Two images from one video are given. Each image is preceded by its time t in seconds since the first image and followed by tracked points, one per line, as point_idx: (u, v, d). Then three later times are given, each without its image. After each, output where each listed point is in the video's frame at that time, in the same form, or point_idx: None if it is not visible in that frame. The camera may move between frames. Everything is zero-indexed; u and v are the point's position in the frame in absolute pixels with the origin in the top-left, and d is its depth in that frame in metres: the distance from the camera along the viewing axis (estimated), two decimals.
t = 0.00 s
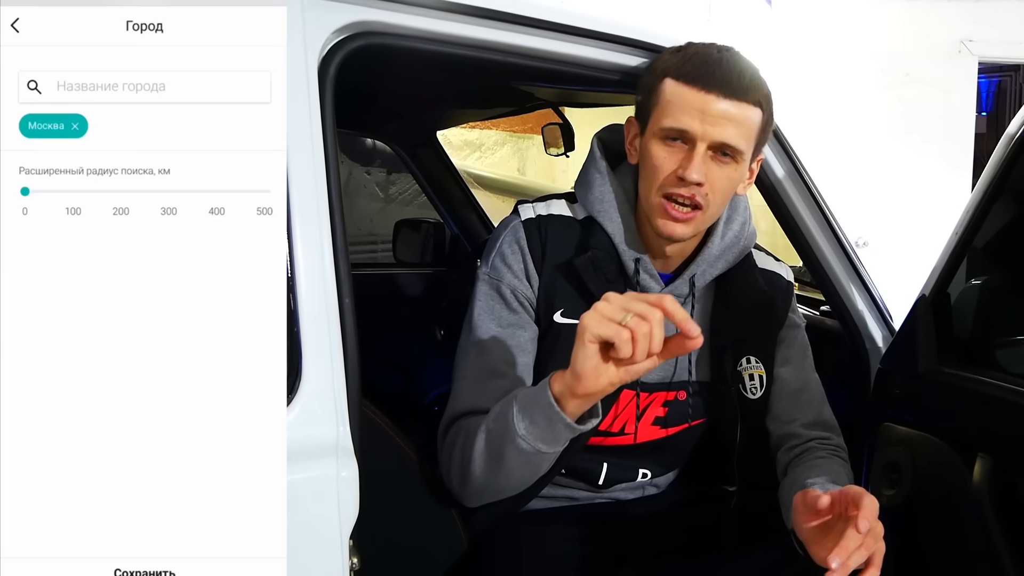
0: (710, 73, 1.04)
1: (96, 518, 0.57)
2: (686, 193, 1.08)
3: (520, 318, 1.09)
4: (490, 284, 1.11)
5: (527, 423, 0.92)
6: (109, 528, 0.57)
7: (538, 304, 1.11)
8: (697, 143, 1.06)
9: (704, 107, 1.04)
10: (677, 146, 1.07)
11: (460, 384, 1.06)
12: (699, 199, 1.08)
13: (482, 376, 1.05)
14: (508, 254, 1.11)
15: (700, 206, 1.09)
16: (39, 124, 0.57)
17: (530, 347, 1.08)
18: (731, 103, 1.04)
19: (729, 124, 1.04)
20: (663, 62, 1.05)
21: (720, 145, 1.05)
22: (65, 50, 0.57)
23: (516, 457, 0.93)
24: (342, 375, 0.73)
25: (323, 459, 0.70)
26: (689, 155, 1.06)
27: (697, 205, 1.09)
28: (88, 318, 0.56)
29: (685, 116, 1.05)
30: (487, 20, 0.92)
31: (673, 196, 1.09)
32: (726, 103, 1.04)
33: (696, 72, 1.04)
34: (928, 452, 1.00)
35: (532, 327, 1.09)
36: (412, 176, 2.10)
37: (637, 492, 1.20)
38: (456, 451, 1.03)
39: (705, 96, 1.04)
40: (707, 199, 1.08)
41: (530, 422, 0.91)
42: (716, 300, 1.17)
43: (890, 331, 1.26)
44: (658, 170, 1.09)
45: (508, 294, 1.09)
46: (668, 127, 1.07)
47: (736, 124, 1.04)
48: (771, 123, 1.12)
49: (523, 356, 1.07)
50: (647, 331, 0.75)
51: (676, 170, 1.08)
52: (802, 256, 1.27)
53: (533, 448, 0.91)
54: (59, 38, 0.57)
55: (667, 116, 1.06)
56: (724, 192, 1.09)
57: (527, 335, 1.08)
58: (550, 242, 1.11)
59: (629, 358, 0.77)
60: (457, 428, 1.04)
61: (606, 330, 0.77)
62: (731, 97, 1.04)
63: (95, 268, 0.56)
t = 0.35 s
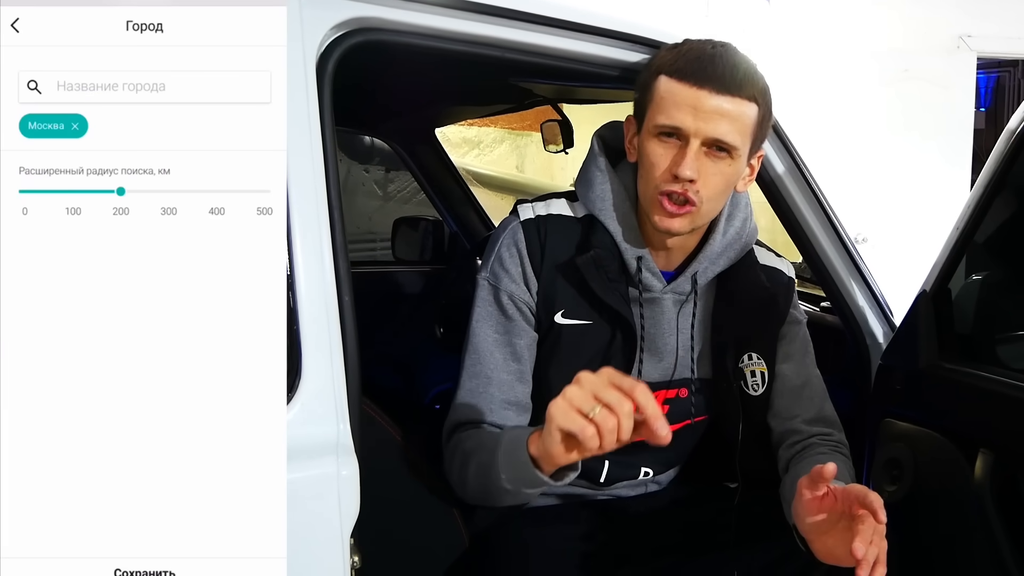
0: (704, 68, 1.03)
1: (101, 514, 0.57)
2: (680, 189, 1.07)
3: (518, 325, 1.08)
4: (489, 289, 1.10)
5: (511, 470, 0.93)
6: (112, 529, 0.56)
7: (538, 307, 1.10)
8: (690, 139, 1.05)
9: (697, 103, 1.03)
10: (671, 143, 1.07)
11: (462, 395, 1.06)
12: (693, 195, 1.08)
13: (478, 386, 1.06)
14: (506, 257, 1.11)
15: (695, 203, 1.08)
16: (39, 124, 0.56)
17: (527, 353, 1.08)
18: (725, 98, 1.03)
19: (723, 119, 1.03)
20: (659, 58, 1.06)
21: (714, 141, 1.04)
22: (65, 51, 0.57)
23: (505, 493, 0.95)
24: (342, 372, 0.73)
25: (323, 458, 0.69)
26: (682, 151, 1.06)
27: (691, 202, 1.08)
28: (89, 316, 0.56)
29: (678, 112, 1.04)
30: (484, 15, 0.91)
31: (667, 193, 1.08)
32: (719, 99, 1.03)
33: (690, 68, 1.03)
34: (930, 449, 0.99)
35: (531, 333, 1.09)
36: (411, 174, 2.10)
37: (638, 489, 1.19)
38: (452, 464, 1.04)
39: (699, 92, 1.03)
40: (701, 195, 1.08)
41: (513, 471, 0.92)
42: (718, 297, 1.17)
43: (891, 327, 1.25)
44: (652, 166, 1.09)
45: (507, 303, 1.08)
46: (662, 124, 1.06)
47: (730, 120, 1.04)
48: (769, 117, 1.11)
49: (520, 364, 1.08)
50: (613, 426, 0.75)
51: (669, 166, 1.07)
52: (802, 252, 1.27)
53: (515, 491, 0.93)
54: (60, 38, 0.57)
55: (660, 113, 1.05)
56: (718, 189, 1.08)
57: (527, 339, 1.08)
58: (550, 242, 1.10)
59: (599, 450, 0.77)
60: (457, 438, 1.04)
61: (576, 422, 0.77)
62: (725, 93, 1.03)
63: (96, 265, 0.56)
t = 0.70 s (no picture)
0: (702, 65, 1.03)
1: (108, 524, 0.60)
2: (679, 185, 1.08)
3: (513, 327, 1.10)
4: (486, 290, 1.11)
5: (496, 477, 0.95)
6: (111, 527, 0.56)
7: (534, 307, 1.10)
8: (689, 136, 1.06)
9: (696, 99, 1.03)
10: (670, 139, 1.07)
11: (457, 394, 1.08)
12: (693, 192, 1.09)
13: (473, 389, 1.07)
14: (503, 260, 1.11)
15: (695, 199, 1.09)
16: (40, 124, 0.56)
17: (521, 355, 1.09)
18: (724, 95, 1.04)
19: (722, 116, 1.04)
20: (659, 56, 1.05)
21: (713, 137, 1.05)
22: (65, 52, 0.57)
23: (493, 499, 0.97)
24: (341, 370, 0.73)
25: (323, 455, 0.69)
26: (681, 148, 1.06)
27: (692, 199, 1.09)
28: (89, 315, 0.56)
29: (676, 108, 1.04)
30: (484, 13, 0.91)
31: (667, 189, 1.09)
32: (718, 95, 1.03)
33: (689, 65, 1.03)
34: (930, 446, 0.99)
35: (527, 335, 1.10)
36: (411, 171, 2.10)
37: (637, 487, 1.20)
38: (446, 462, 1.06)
39: (697, 88, 1.03)
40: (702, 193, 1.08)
41: (498, 479, 0.94)
42: (716, 295, 1.17)
43: (890, 325, 1.26)
44: (650, 162, 1.10)
45: (502, 304, 1.10)
46: (661, 121, 1.07)
47: (728, 116, 1.04)
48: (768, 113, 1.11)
49: (514, 366, 1.09)
50: (587, 456, 0.80)
51: (668, 161, 1.08)
52: (802, 250, 1.27)
53: (501, 499, 0.95)
54: (59, 38, 0.57)
55: (659, 110, 1.06)
56: (719, 185, 1.09)
57: (522, 340, 1.10)
58: (547, 242, 1.10)
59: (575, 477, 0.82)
60: (452, 440, 1.06)
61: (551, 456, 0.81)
62: (724, 89, 1.04)
63: (96, 263, 0.56)
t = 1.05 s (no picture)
0: (696, 64, 1.03)
1: (126, 521, 0.64)
2: (677, 185, 1.08)
3: (510, 329, 1.09)
4: (482, 291, 1.11)
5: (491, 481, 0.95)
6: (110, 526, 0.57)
7: (531, 308, 1.10)
8: (684, 136, 1.05)
9: (691, 99, 1.03)
10: (665, 139, 1.07)
11: (454, 396, 1.08)
12: (691, 192, 1.09)
13: (470, 390, 1.07)
14: (499, 261, 1.11)
15: (692, 198, 1.09)
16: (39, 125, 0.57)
17: (518, 356, 1.09)
18: (719, 94, 1.03)
19: (717, 115, 1.03)
20: (653, 55, 1.06)
21: (708, 137, 1.04)
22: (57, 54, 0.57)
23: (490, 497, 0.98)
24: (338, 370, 0.73)
25: (320, 455, 0.69)
26: (676, 148, 1.06)
27: (690, 198, 1.09)
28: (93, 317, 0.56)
29: (671, 108, 1.04)
30: (482, 12, 0.91)
31: (664, 189, 1.09)
32: (713, 94, 1.03)
33: (683, 64, 1.03)
34: (930, 445, 0.99)
35: (523, 337, 1.10)
36: (410, 171, 2.10)
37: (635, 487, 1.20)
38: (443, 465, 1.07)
39: (692, 88, 1.03)
40: (699, 192, 1.08)
41: (494, 484, 0.94)
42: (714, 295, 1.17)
43: (889, 324, 1.26)
44: (646, 161, 1.09)
45: (499, 305, 1.09)
46: (655, 121, 1.06)
47: (723, 116, 1.04)
48: (765, 112, 1.10)
49: (511, 367, 1.09)
50: (582, 469, 0.81)
51: (664, 161, 1.08)
52: (800, 249, 1.27)
53: (497, 503, 0.96)
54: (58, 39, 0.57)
55: (653, 110, 1.06)
56: (716, 184, 1.08)
57: (519, 342, 1.09)
58: (544, 242, 1.10)
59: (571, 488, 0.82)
60: (448, 442, 1.05)
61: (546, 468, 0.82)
62: (719, 88, 1.03)
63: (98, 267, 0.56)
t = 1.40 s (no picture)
0: (690, 64, 1.03)
1: (108, 530, 0.62)
2: (671, 185, 1.08)
3: (503, 329, 1.09)
4: (476, 291, 1.11)
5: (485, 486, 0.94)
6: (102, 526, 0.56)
7: (525, 308, 1.10)
8: (679, 136, 1.05)
9: (685, 99, 1.03)
10: (659, 139, 1.07)
11: (445, 399, 1.07)
12: (685, 192, 1.08)
13: (463, 391, 1.06)
14: (493, 261, 1.11)
15: (686, 199, 1.09)
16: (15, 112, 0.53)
17: (512, 356, 1.09)
18: (713, 94, 1.03)
19: (711, 115, 1.03)
20: (646, 54, 1.05)
21: (702, 137, 1.04)
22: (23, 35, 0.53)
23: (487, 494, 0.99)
24: (333, 371, 0.72)
25: (315, 456, 0.68)
26: (670, 148, 1.06)
27: (684, 198, 1.09)
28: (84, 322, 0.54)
29: (665, 107, 1.04)
30: (477, 11, 0.91)
31: (658, 190, 1.08)
32: (707, 95, 1.03)
33: (677, 64, 1.03)
34: (925, 445, 0.99)
35: (517, 337, 1.09)
36: (404, 171, 2.09)
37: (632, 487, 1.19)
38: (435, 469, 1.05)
39: (687, 88, 1.03)
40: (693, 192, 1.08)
41: (487, 487, 0.94)
42: (709, 294, 1.17)
43: (884, 322, 1.26)
44: (640, 161, 1.09)
45: (493, 305, 1.09)
46: (650, 121, 1.06)
47: (718, 116, 1.04)
48: (759, 110, 1.10)
49: (504, 367, 1.09)
50: (578, 478, 0.80)
51: (658, 162, 1.08)
52: (795, 247, 1.27)
53: (491, 506, 0.95)
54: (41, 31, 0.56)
55: (648, 110, 1.05)
56: (710, 184, 1.08)
57: (512, 342, 1.09)
58: (538, 242, 1.10)
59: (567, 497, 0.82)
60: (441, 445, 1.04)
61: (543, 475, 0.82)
62: (712, 88, 1.03)
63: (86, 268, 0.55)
